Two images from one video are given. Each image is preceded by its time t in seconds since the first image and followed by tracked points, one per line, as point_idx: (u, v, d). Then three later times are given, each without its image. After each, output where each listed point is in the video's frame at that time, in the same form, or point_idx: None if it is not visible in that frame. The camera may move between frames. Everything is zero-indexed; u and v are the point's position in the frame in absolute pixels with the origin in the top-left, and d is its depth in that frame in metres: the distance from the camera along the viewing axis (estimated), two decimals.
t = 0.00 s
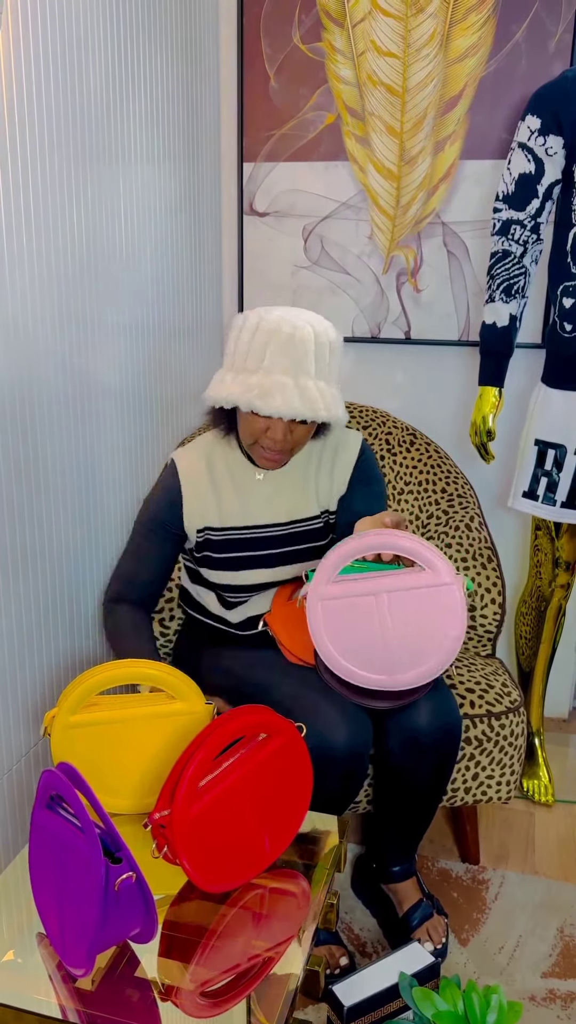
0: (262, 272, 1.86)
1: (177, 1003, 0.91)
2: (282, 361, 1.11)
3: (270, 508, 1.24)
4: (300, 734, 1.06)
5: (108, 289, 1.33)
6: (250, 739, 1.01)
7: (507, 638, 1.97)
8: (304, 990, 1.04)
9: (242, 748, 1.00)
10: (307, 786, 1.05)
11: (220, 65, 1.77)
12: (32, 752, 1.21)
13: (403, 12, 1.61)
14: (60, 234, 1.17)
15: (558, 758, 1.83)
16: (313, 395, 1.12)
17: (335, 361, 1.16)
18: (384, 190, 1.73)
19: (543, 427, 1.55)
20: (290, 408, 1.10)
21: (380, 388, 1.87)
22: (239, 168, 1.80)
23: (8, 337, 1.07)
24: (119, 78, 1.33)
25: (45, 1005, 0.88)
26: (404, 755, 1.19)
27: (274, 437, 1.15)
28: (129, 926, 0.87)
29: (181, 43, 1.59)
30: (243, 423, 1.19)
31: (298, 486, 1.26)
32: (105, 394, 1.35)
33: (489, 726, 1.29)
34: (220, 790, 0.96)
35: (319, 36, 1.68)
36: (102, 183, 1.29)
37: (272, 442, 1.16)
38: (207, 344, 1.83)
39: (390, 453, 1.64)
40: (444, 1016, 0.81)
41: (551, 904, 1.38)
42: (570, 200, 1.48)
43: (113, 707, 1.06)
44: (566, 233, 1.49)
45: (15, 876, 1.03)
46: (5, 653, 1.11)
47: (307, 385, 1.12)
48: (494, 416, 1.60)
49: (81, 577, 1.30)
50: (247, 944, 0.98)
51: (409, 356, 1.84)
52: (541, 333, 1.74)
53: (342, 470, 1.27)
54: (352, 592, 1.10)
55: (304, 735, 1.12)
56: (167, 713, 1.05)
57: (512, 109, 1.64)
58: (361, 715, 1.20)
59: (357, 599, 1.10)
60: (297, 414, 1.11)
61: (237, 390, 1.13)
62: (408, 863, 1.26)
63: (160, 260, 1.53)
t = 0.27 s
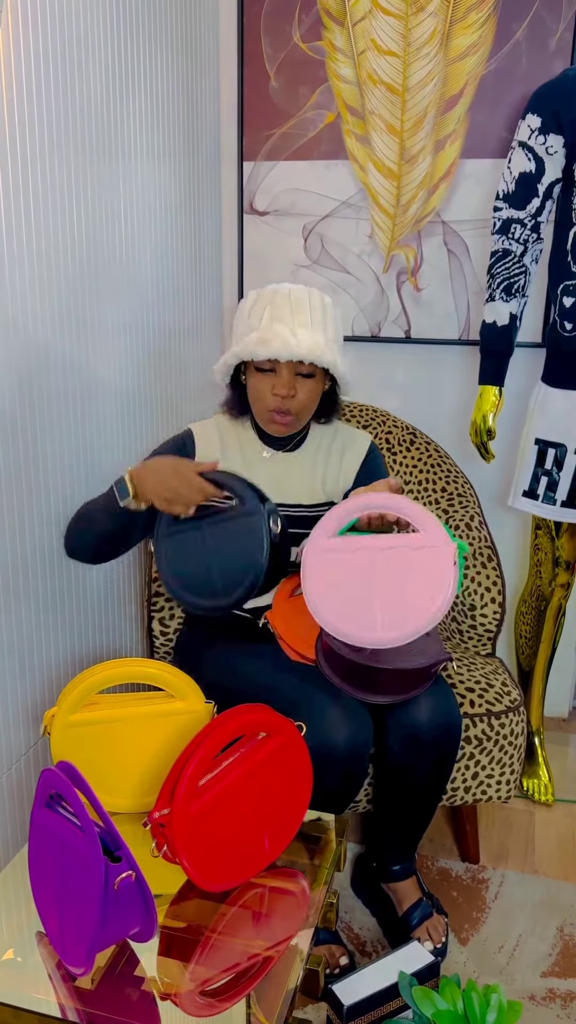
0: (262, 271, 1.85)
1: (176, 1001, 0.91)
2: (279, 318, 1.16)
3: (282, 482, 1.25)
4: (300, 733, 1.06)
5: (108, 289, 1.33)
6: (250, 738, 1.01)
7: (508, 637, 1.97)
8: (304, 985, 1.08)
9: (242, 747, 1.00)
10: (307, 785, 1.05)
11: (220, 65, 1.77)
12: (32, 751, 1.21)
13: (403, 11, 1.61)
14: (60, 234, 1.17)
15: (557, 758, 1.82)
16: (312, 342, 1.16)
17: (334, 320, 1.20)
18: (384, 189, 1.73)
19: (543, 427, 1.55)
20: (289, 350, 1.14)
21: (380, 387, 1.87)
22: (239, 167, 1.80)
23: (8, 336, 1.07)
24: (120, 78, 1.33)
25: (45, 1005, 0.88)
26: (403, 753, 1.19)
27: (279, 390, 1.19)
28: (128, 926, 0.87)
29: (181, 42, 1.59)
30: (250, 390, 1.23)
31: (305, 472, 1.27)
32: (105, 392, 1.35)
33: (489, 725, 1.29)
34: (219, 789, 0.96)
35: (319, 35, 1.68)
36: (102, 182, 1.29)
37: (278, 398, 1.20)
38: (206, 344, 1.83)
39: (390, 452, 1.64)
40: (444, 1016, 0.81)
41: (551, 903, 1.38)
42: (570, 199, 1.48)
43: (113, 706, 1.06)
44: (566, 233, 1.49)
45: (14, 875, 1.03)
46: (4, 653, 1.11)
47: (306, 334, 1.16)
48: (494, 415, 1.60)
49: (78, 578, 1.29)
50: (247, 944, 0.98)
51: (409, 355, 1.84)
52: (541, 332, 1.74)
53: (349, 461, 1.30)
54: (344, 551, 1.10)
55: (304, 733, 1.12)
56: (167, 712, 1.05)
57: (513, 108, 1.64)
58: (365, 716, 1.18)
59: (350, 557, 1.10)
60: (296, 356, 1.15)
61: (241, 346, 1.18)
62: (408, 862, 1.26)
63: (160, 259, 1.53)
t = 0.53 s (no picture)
0: (262, 268, 1.85)
1: (176, 999, 0.90)
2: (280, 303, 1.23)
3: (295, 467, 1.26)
4: (300, 730, 1.06)
5: (108, 287, 1.33)
6: (250, 735, 1.01)
7: (508, 635, 1.97)
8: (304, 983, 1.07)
9: (242, 745, 1.00)
10: (307, 783, 1.04)
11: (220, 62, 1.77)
12: (31, 749, 1.20)
13: (404, 7, 1.61)
14: (60, 234, 1.17)
15: (557, 755, 1.82)
16: (315, 322, 1.21)
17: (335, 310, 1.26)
18: (385, 186, 1.73)
19: (543, 424, 1.55)
20: (290, 326, 1.19)
21: (381, 385, 1.87)
22: (239, 165, 1.80)
23: (8, 333, 1.06)
24: (120, 78, 1.33)
25: (44, 1002, 0.88)
26: (402, 750, 1.19)
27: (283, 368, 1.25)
28: (128, 923, 0.87)
29: (181, 40, 1.59)
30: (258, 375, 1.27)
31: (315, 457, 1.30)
32: (105, 391, 1.34)
33: (489, 723, 1.29)
34: (219, 786, 0.96)
35: (320, 32, 1.68)
36: (102, 180, 1.28)
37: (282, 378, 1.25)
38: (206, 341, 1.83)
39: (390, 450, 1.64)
40: (444, 1013, 0.81)
41: (552, 901, 1.38)
42: (571, 196, 1.48)
43: (113, 704, 1.05)
44: (567, 230, 1.49)
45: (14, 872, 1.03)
46: (4, 650, 1.11)
47: (306, 314, 1.21)
48: (494, 412, 1.60)
49: (76, 575, 1.28)
50: (247, 942, 0.97)
51: (410, 353, 1.84)
52: (542, 330, 1.74)
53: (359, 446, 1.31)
54: (358, 508, 1.09)
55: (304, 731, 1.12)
56: (167, 711, 1.05)
57: (514, 105, 1.64)
58: (365, 713, 1.18)
59: (363, 515, 1.09)
60: (297, 333, 1.19)
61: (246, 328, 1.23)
62: (409, 860, 1.26)
63: (159, 258, 1.53)
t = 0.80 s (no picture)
0: (263, 265, 1.85)
1: (177, 995, 0.90)
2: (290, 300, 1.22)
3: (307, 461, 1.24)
4: (301, 728, 1.06)
5: (107, 284, 1.32)
6: (250, 732, 1.01)
7: (509, 632, 1.97)
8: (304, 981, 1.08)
9: (242, 742, 1.00)
10: (307, 780, 1.04)
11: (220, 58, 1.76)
12: (32, 746, 1.20)
13: (405, 3, 1.60)
14: (60, 231, 1.17)
15: (558, 752, 1.82)
16: (329, 319, 1.20)
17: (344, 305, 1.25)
18: (385, 182, 1.73)
19: (544, 421, 1.55)
20: (302, 322, 1.18)
21: (382, 382, 1.87)
22: (240, 161, 1.79)
23: (8, 331, 1.06)
24: (120, 74, 1.33)
25: (45, 999, 0.88)
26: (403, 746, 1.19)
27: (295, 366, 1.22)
28: (129, 920, 0.87)
29: (182, 36, 1.58)
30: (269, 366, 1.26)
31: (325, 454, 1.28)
32: (105, 388, 1.34)
33: (489, 719, 1.29)
34: (219, 784, 0.96)
35: (321, 28, 1.67)
36: (102, 177, 1.28)
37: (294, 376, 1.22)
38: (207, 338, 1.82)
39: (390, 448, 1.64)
40: (444, 1010, 0.81)
41: (552, 898, 1.38)
42: (572, 193, 1.47)
43: (113, 701, 1.05)
44: (568, 226, 1.48)
45: (14, 869, 1.03)
46: (5, 648, 1.10)
47: (318, 310, 1.20)
48: (495, 409, 1.59)
49: (77, 572, 1.28)
50: (247, 939, 0.98)
51: (410, 349, 1.84)
52: (543, 326, 1.74)
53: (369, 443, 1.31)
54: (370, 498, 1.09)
55: (305, 728, 1.12)
56: (167, 707, 1.05)
57: (515, 101, 1.63)
58: (366, 710, 1.17)
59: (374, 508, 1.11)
60: (310, 329, 1.18)
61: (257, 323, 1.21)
62: (409, 857, 1.26)
63: (160, 254, 1.52)
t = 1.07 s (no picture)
0: (263, 262, 1.84)
1: (178, 991, 0.91)
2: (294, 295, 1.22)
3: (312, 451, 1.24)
4: (302, 723, 1.05)
5: (108, 280, 1.32)
6: (252, 727, 1.01)
7: (509, 629, 1.97)
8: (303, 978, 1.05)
9: (243, 737, 1.00)
10: (308, 775, 1.04)
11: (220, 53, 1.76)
12: (33, 741, 1.20)
13: None
14: (61, 227, 1.17)
15: (558, 749, 1.82)
16: (334, 313, 1.20)
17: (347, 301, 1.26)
18: (386, 178, 1.72)
19: (545, 417, 1.55)
20: (308, 317, 1.18)
21: (382, 378, 1.86)
22: (240, 157, 1.79)
23: (8, 327, 1.06)
24: (120, 70, 1.32)
25: (46, 994, 0.88)
26: (405, 743, 1.19)
27: (300, 361, 1.22)
28: (129, 915, 0.87)
29: (182, 31, 1.58)
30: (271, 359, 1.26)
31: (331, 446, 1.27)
32: (106, 385, 1.34)
33: (490, 716, 1.29)
34: (220, 779, 0.96)
35: (321, 23, 1.67)
36: (102, 172, 1.28)
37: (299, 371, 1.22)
38: (207, 334, 1.82)
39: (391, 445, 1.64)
40: (445, 1005, 0.81)
41: (553, 894, 1.38)
42: (573, 188, 1.47)
43: (114, 697, 1.05)
44: (569, 222, 1.48)
45: (15, 864, 1.03)
46: (5, 644, 1.10)
47: (323, 305, 1.20)
48: (496, 405, 1.59)
49: (77, 568, 1.28)
50: (248, 934, 0.98)
51: (411, 345, 1.83)
52: (544, 322, 1.73)
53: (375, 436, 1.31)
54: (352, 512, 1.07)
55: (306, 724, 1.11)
56: (168, 703, 1.05)
57: (516, 96, 1.63)
58: (368, 707, 1.18)
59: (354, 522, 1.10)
60: (316, 323, 1.18)
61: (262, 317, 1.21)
62: (410, 853, 1.26)
63: (160, 251, 1.52)
